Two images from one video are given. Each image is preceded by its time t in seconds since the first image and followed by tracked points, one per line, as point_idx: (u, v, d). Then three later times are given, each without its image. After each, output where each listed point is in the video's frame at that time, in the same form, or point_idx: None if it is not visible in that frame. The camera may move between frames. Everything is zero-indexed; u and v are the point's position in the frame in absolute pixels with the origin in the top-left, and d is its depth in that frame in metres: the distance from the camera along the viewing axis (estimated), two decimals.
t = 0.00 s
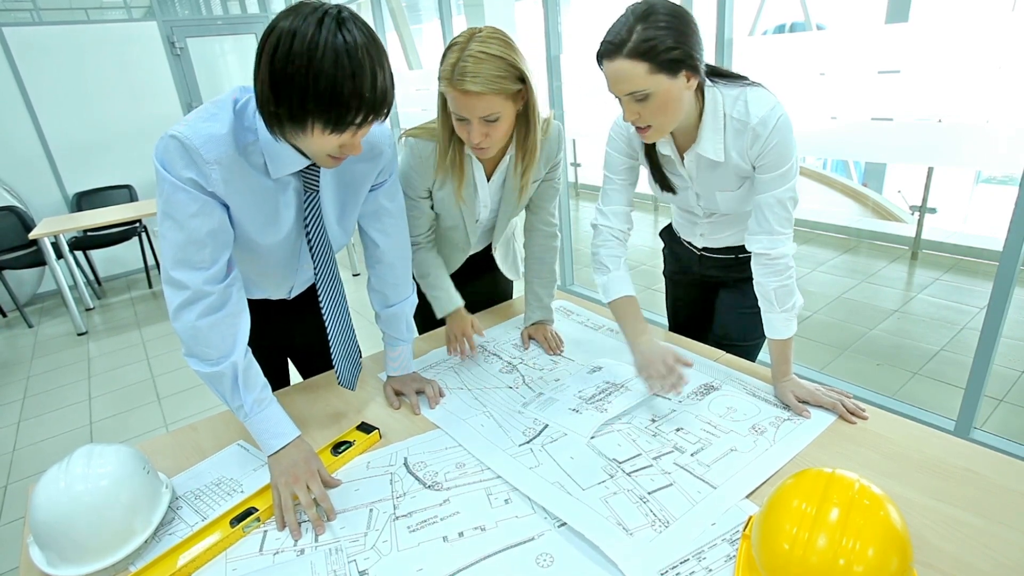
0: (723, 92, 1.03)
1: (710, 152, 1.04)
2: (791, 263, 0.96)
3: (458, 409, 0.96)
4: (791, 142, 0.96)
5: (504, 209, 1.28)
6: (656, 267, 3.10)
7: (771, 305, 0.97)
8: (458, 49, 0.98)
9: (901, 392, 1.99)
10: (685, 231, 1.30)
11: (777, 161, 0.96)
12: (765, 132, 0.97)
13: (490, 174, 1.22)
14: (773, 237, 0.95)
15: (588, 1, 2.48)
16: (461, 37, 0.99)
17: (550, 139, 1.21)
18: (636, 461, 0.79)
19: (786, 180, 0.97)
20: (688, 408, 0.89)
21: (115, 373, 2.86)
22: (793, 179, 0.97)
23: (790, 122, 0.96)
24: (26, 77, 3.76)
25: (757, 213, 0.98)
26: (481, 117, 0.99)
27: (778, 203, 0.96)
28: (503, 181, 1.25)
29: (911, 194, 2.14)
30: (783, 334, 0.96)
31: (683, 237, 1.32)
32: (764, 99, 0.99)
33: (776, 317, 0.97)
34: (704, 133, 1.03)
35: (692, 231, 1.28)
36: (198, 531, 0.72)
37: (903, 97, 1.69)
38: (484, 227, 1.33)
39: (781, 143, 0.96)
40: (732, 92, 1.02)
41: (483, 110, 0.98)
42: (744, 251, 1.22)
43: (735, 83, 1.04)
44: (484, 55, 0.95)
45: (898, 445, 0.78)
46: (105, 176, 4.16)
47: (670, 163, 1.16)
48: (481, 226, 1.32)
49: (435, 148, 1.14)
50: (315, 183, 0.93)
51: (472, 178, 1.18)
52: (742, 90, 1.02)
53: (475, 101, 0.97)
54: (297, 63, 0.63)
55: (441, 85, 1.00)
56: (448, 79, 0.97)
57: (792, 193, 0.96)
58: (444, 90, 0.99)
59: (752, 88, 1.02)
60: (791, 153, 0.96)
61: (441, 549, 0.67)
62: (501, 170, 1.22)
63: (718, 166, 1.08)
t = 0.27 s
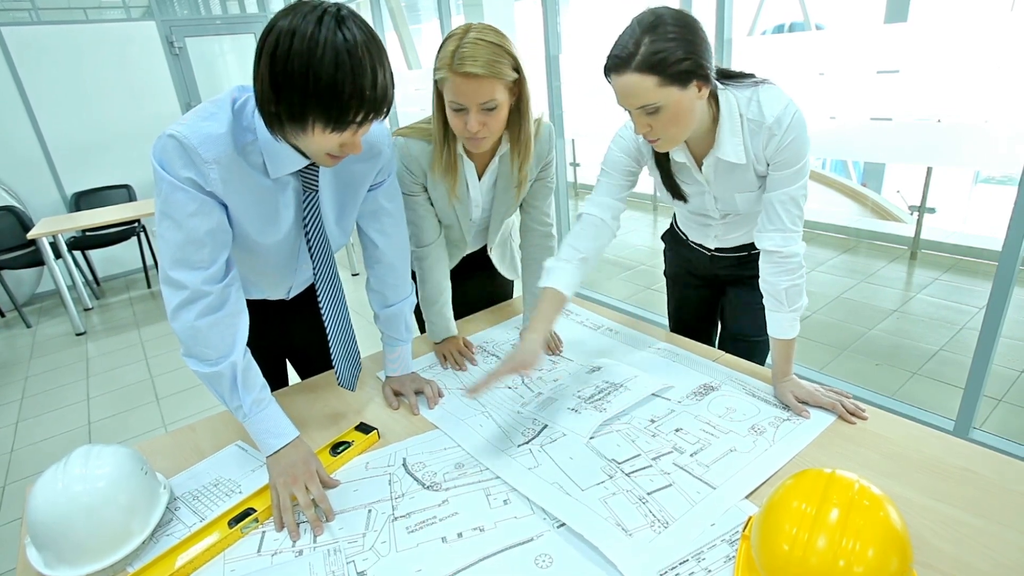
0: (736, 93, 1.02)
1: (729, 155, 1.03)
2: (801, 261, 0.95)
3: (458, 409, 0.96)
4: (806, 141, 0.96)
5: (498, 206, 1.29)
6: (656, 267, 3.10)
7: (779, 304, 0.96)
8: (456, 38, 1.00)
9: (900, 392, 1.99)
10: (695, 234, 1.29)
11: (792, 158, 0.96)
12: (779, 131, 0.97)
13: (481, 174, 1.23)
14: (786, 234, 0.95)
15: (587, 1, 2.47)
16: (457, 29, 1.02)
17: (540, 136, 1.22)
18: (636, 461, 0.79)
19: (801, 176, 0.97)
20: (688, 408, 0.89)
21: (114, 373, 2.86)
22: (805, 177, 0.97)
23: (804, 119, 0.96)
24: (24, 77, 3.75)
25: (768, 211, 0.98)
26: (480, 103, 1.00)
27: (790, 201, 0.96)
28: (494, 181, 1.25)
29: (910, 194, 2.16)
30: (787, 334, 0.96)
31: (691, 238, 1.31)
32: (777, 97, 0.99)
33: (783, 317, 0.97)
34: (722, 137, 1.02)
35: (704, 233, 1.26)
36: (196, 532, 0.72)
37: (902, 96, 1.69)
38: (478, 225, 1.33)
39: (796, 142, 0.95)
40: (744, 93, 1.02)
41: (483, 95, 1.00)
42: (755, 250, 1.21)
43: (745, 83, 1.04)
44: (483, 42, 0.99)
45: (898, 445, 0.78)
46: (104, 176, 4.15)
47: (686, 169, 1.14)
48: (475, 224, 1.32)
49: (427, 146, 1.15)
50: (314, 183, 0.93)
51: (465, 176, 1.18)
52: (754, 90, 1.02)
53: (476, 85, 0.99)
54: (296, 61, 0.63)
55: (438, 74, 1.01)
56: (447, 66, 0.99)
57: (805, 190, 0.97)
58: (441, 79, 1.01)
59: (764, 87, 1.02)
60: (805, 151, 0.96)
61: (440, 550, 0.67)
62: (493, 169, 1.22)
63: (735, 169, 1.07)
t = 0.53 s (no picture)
0: (732, 100, 1.02)
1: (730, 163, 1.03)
2: (799, 263, 0.95)
3: (456, 411, 0.95)
4: (803, 144, 0.96)
5: (489, 209, 1.29)
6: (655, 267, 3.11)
7: (777, 306, 0.96)
8: (454, 38, 1.01)
9: (899, 393, 1.99)
10: (693, 237, 1.28)
11: (790, 160, 0.96)
12: (777, 136, 0.96)
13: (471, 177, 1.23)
14: (783, 236, 0.95)
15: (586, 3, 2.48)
16: (452, 29, 1.03)
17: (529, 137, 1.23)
18: (635, 463, 0.79)
19: (798, 179, 0.97)
20: (687, 410, 0.89)
21: (112, 375, 2.85)
22: (802, 179, 0.97)
23: (802, 122, 0.96)
24: (23, 78, 3.75)
25: (764, 213, 0.98)
26: (485, 101, 1.02)
27: (786, 202, 0.96)
28: (485, 183, 1.25)
29: (909, 194, 2.17)
30: (785, 335, 0.96)
31: (689, 241, 1.30)
32: (775, 101, 0.99)
33: (780, 318, 0.96)
34: (721, 145, 1.02)
35: (702, 236, 1.25)
36: (194, 536, 0.72)
37: (901, 96, 1.69)
38: (468, 227, 1.32)
39: (793, 145, 0.96)
40: (741, 100, 1.02)
41: (487, 93, 1.01)
42: (753, 252, 1.21)
43: (742, 89, 1.04)
44: (484, 39, 1.00)
45: (897, 445, 0.78)
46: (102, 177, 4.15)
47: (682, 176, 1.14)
48: (466, 226, 1.32)
49: (416, 150, 1.14)
50: (313, 185, 0.93)
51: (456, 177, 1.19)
52: (751, 96, 1.02)
53: (485, 82, 1.00)
54: (294, 63, 0.63)
55: (438, 73, 1.01)
56: (452, 63, 0.99)
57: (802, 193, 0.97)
58: (441, 77, 1.01)
59: (761, 92, 1.02)
60: (802, 154, 0.96)
61: (439, 553, 0.67)
62: (482, 173, 1.22)
63: (731, 175, 1.07)
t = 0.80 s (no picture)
0: (720, 102, 1.02)
1: (717, 163, 1.03)
2: (791, 265, 0.95)
3: (455, 411, 0.95)
4: (789, 145, 0.96)
5: (487, 210, 1.29)
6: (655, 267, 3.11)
7: (773, 308, 0.96)
8: (453, 41, 1.01)
9: (899, 393, 1.99)
10: (682, 234, 1.29)
11: (776, 163, 0.96)
12: (763, 137, 0.97)
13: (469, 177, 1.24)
14: (774, 238, 0.95)
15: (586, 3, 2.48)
16: (451, 32, 1.03)
17: (526, 137, 1.23)
18: (635, 462, 0.79)
19: (785, 181, 0.96)
20: (687, 410, 0.89)
21: (113, 375, 2.86)
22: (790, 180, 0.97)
23: (788, 124, 0.96)
24: (23, 78, 3.75)
25: (753, 215, 0.98)
26: (485, 104, 1.02)
27: (776, 204, 0.96)
28: (482, 183, 1.25)
29: (909, 194, 2.17)
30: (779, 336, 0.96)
31: (681, 241, 1.30)
32: (762, 104, 0.99)
33: (774, 320, 0.96)
34: (709, 146, 1.02)
35: (692, 234, 1.26)
36: (194, 535, 0.72)
37: (902, 97, 1.69)
38: (467, 226, 1.33)
39: (780, 146, 0.96)
40: (729, 102, 1.01)
41: (488, 97, 1.02)
42: (743, 253, 1.21)
43: (730, 91, 1.04)
44: (483, 43, 1.00)
45: (898, 446, 0.78)
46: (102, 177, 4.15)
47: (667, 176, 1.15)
48: (465, 225, 1.32)
49: (416, 150, 1.15)
50: (312, 185, 0.93)
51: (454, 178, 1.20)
52: (738, 98, 1.01)
53: (484, 86, 1.00)
54: (293, 64, 0.63)
55: (439, 76, 1.01)
56: (453, 67, 0.99)
57: (790, 194, 0.97)
58: (442, 81, 1.01)
59: (749, 94, 1.02)
60: (789, 155, 0.96)
61: (439, 553, 0.67)
62: (480, 173, 1.23)
63: (715, 175, 1.07)
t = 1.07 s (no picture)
0: (705, 105, 1.02)
1: (701, 165, 1.03)
2: (780, 265, 0.95)
3: (456, 411, 0.95)
4: (775, 147, 0.96)
5: (488, 210, 1.30)
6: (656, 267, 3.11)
7: (763, 308, 0.97)
8: (457, 45, 1.01)
9: (900, 393, 1.99)
10: (678, 234, 1.29)
11: (763, 165, 0.96)
12: (748, 139, 0.97)
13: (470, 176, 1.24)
14: (761, 240, 0.95)
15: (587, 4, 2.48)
16: (453, 35, 1.02)
17: (526, 136, 1.23)
18: (636, 462, 0.79)
19: (773, 183, 0.96)
20: (688, 410, 0.89)
21: (114, 375, 2.86)
22: (779, 182, 0.96)
23: (774, 127, 0.96)
24: (24, 79, 3.75)
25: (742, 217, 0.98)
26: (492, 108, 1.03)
27: (764, 206, 0.95)
28: (484, 181, 1.26)
29: (909, 195, 2.17)
30: (776, 336, 0.96)
31: (679, 240, 1.31)
32: (747, 107, 0.99)
33: (768, 319, 0.97)
34: (693, 149, 1.02)
35: (687, 234, 1.26)
36: (196, 535, 0.72)
37: (902, 97, 1.69)
38: (468, 224, 1.33)
39: (765, 148, 0.95)
40: (713, 106, 1.02)
41: (494, 100, 1.02)
42: (737, 253, 1.21)
43: (716, 94, 1.04)
44: (489, 47, 1.00)
45: (898, 446, 0.78)
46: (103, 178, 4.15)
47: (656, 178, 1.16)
48: (467, 223, 1.33)
49: (419, 151, 1.15)
50: (314, 185, 0.93)
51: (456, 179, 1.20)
52: (723, 103, 1.01)
53: (491, 91, 1.01)
54: (298, 63, 0.63)
55: (445, 81, 1.01)
56: (460, 73, 1.00)
57: (779, 196, 0.96)
58: (448, 86, 1.01)
59: (735, 97, 1.02)
60: (775, 157, 0.96)
61: (440, 552, 0.67)
62: (482, 171, 1.24)
63: (703, 177, 1.08)
